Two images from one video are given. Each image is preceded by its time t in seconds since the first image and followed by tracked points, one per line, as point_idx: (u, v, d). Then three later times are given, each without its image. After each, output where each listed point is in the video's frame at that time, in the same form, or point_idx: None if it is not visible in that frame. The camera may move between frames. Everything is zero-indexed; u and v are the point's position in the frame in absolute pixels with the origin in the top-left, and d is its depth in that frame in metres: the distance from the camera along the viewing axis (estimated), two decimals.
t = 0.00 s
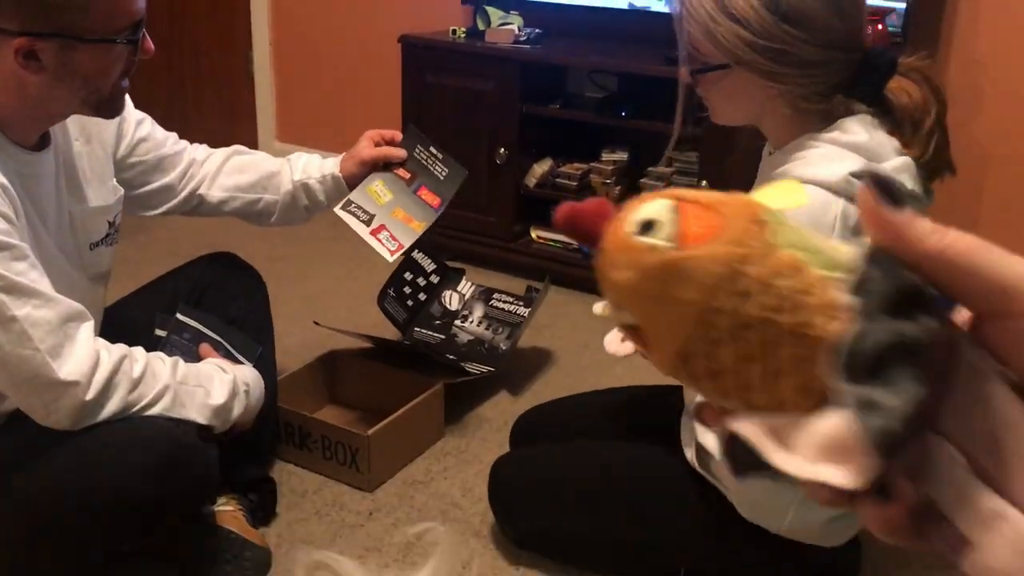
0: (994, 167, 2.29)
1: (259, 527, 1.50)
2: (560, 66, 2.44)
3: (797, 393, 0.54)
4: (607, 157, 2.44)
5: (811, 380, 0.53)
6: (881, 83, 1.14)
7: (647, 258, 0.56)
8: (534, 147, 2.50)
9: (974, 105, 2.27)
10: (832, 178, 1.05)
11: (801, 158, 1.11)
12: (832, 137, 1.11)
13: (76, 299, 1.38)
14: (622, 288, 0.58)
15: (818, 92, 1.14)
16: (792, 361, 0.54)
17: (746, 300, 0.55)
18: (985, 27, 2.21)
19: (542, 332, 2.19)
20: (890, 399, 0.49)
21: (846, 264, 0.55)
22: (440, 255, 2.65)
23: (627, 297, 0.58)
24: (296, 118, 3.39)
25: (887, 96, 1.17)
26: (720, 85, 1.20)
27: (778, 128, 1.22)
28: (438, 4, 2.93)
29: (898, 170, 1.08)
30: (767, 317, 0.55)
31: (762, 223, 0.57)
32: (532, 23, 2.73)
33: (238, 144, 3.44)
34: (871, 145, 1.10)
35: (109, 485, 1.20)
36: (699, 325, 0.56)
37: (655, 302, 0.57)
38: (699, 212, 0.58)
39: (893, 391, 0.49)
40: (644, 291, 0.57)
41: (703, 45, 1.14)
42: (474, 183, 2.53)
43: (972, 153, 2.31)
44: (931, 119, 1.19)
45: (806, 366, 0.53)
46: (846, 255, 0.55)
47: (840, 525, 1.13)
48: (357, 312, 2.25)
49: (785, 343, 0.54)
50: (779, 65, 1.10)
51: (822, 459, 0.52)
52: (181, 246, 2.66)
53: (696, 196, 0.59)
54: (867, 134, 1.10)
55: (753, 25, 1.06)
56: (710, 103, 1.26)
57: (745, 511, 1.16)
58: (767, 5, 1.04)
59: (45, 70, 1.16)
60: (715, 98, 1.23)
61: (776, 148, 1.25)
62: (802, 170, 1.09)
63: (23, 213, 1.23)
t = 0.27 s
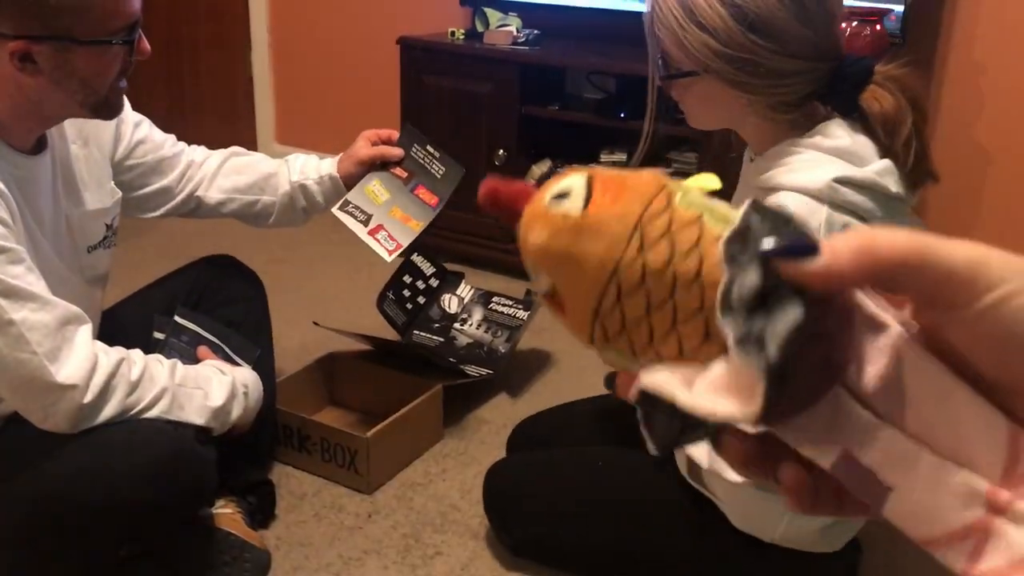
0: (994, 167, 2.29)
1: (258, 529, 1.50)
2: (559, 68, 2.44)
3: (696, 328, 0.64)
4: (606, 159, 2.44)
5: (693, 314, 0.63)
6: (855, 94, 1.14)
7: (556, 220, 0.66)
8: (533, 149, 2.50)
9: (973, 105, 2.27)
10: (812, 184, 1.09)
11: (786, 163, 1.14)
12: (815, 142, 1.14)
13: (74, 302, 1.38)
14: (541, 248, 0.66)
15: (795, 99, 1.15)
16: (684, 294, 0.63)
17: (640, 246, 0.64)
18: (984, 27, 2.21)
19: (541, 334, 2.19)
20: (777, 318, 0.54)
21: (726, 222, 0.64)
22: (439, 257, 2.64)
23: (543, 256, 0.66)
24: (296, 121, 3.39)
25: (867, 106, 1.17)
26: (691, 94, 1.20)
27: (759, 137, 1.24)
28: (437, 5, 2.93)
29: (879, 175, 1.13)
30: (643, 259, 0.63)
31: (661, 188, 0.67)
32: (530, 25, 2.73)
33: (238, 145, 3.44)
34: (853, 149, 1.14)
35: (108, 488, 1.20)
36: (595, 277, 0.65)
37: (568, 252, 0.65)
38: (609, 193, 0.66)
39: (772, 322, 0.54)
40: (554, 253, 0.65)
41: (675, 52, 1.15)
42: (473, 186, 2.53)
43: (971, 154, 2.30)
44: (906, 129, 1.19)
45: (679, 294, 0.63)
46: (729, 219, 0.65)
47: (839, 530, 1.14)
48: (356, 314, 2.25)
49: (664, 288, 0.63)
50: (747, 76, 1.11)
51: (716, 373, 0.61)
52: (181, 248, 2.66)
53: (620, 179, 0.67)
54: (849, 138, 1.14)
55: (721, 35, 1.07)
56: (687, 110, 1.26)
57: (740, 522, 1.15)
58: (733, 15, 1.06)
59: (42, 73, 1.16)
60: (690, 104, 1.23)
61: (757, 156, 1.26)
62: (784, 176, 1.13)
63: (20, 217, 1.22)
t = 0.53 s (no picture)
0: (996, 167, 2.28)
1: (259, 530, 1.49)
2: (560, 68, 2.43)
3: (689, 318, 0.73)
4: (608, 159, 2.43)
5: (681, 304, 0.73)
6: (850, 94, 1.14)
7: (566, 204, 0.75)
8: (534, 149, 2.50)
9: (976, 105, 2.26)
10: (805, 187, 1.10)
11: (780, 166, 1.15)
12: (810, 145, 1.14)
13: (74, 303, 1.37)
14: (555, 217, 0.74)
15: (788, 101, 1.15)
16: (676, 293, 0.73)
17: (665, 237, 0.74)
18: (986, 27, 2.20)
19: (542, 334, 2.18)
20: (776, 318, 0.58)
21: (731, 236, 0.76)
22: (440, 257, 2.64)
23: (552, 222, 0.75)
24: (295, 121, 3.38)
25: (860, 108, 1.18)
26: (685, 98, 1.20)
27: (755, 140, 1.23)
28: (437, 5, 2.93)
29: (876, 178, 1.14)
30: (652, 250, 0.73)
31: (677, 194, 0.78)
32: (531, 25, 2.73)
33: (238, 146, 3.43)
34: (850, 152, 1.14)
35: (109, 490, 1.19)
36: (605, 263, 0.73)
37: (585, 228, 0.74)
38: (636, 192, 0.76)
39: (779, 307, 0.58)
40: (561, 227, 0.74)
41: (666, 57, 1.14)
42: (474, 186, 2.52)
43: (973, 154, 2.30)
44: (902, 129, 1.20)
45: (678, 284, 0.73)
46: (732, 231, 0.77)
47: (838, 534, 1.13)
48: (357, 315, 2.24)
49: (666, 282, 0.73)
50: (741, 79, 1.11)
51: (721, 355, 0.61)
52: (182, 249, 2.65)
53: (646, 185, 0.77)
54: (846, 142, 1.15)
55: (712, 39, 1.07)
56: (682, 113, 1.25)
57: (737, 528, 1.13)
58: (725, 18, 1.05)
59: (42, 74, 1.15)
60: (686, 106, 1.21)
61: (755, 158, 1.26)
62: (779, 178, 1.13)
63: (21, 219, 1.22)
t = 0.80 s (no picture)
0: (996, 168, 2.28)
1: (258, 532, 1.49)
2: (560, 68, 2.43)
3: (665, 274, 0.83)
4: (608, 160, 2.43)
5: (661, 260, 0.83)
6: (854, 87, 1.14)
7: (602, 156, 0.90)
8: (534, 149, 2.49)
9: (976, 106, 2.26)
10: (809, 187, 1.13)
11: (783, 164, 1.16)
12: (815, 143, 1.15)
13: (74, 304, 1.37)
14: (592, 159, 0.90)
15: (791, 96, 1.16)
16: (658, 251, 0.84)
17: (667, 200, 0.86)
18: (986, 27, 2.20)
19: (543, 335, 2.18)
20: (723, 294, 0.62)
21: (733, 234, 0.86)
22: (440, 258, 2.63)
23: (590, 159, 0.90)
24: (295, 121, 3.38)
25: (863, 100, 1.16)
26: (692, 101, 1.21)
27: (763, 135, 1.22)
28: (437, 5, 2.92)
29: (880, 178, 1.15)
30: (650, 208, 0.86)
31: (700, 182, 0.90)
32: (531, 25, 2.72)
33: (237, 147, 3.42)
34: (855, 151, 1.15)
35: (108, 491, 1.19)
36: (614, 208, 0.87)
37: (614, 175, 0.89)
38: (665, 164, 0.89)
39: (731, 294, 0.62)
40: (597, 165, 0.90)
41: (670, 58, 1.16)
42: (474, 186, 2.52)
43: (974, 154, 2.30)
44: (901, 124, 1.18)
45: (667, 244, 0.84)
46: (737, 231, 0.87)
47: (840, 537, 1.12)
48: (356, 316, 2.24)
49: (654, 242, 0.84)
50: (743, 77, 1.12)
51: (673, 315, 0.63)
52: (181, 250, 2.65)
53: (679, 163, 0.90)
54: (851, 141, 1.16)
55: (710, 38, 1.10)
56: (692, 117, 1.26)
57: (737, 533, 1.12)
58: (723, 17, 1.08)
59: (42, 75, 1.15)
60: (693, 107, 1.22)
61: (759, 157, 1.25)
62: (782, 176, 1.15)
63: (20, 220, 1.21)
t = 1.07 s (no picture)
0: (995, 169, 2.28)
1: (258, 533, 1.49)
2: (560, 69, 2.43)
3: (636, 302, 0.74)
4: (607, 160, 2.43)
5: (638, 291, 0.73)
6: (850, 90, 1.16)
7: (592, 158, 0.73)
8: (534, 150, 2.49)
9: (976, 107, 2.26)
10: (798, 186, 1.10)
11: (775, 165, 1.15)
12: (808, 143, 1.15)
13: (74, 305, 1.37)
14: (584, 156, 0.74)
15: (789, 97, 1.17)
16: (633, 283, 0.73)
17: (657, 220, 0.72)
18: (986, 28, 2.20)
19: (543, 336, 2.18)
20: (665, 352, 0.68)
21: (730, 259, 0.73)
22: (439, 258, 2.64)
23: (581, 160, 0.74)
24: (295, 122, 3.38)
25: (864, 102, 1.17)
26: (688, 100, 1.22)
27: (757, 139, 1.23)
28: (437, 5, 2.92)
29: (872, 178, 1.12)
30: (633, 235, 0.72)
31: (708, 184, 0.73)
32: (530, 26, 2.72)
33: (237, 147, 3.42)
34: (847, 150, 1.14)
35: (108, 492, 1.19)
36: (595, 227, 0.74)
37: (602, 185, 0.73)
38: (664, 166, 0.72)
39: (675, 356, 0.68)
40: (586, 165, 0.74)
41: (666, 58, 1.17)
42: (474, 187, 2.52)
43: (975, 154, 2.29)
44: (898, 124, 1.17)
45: (645, 272, 0.72)
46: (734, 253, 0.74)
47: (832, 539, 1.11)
48: (356, 316, 2.24)
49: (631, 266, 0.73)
50: (739, 78, 1.13)
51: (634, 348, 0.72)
52: (181, 250, 2.64)
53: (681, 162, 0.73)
54: (843, 140, 1.14)
55: (708, 37, 1.10)
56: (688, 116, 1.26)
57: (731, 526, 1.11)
58: (722, 16, 1.09)
59: (43, 75, 1.15)
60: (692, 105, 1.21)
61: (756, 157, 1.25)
62: (773, 177, 1.13)
63: (20, 221, 1.21)
